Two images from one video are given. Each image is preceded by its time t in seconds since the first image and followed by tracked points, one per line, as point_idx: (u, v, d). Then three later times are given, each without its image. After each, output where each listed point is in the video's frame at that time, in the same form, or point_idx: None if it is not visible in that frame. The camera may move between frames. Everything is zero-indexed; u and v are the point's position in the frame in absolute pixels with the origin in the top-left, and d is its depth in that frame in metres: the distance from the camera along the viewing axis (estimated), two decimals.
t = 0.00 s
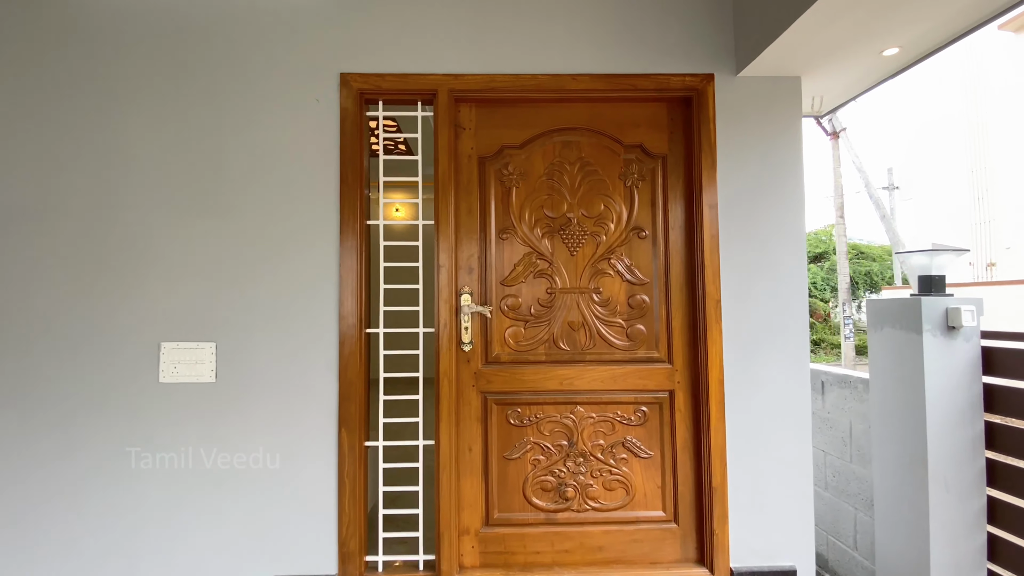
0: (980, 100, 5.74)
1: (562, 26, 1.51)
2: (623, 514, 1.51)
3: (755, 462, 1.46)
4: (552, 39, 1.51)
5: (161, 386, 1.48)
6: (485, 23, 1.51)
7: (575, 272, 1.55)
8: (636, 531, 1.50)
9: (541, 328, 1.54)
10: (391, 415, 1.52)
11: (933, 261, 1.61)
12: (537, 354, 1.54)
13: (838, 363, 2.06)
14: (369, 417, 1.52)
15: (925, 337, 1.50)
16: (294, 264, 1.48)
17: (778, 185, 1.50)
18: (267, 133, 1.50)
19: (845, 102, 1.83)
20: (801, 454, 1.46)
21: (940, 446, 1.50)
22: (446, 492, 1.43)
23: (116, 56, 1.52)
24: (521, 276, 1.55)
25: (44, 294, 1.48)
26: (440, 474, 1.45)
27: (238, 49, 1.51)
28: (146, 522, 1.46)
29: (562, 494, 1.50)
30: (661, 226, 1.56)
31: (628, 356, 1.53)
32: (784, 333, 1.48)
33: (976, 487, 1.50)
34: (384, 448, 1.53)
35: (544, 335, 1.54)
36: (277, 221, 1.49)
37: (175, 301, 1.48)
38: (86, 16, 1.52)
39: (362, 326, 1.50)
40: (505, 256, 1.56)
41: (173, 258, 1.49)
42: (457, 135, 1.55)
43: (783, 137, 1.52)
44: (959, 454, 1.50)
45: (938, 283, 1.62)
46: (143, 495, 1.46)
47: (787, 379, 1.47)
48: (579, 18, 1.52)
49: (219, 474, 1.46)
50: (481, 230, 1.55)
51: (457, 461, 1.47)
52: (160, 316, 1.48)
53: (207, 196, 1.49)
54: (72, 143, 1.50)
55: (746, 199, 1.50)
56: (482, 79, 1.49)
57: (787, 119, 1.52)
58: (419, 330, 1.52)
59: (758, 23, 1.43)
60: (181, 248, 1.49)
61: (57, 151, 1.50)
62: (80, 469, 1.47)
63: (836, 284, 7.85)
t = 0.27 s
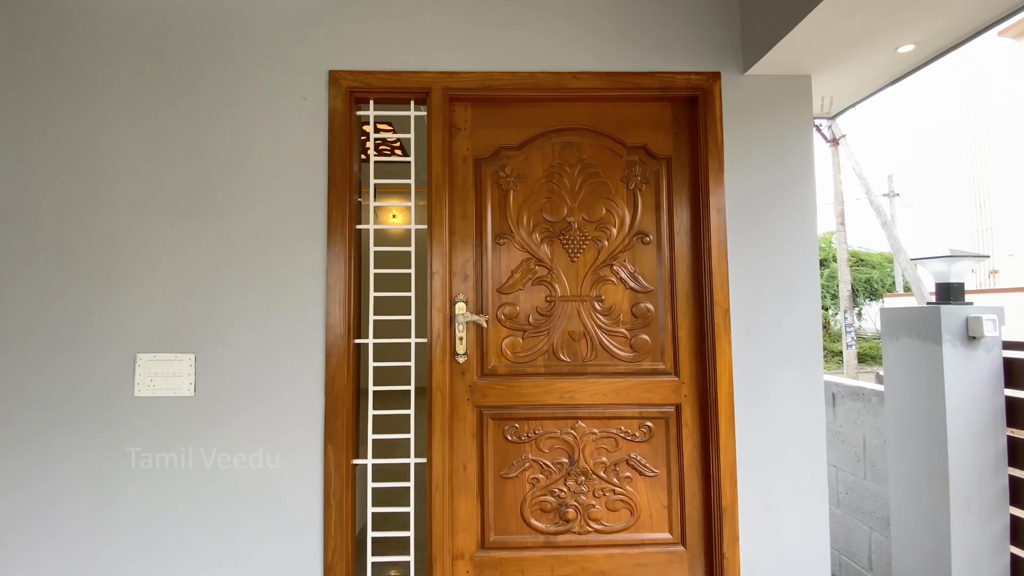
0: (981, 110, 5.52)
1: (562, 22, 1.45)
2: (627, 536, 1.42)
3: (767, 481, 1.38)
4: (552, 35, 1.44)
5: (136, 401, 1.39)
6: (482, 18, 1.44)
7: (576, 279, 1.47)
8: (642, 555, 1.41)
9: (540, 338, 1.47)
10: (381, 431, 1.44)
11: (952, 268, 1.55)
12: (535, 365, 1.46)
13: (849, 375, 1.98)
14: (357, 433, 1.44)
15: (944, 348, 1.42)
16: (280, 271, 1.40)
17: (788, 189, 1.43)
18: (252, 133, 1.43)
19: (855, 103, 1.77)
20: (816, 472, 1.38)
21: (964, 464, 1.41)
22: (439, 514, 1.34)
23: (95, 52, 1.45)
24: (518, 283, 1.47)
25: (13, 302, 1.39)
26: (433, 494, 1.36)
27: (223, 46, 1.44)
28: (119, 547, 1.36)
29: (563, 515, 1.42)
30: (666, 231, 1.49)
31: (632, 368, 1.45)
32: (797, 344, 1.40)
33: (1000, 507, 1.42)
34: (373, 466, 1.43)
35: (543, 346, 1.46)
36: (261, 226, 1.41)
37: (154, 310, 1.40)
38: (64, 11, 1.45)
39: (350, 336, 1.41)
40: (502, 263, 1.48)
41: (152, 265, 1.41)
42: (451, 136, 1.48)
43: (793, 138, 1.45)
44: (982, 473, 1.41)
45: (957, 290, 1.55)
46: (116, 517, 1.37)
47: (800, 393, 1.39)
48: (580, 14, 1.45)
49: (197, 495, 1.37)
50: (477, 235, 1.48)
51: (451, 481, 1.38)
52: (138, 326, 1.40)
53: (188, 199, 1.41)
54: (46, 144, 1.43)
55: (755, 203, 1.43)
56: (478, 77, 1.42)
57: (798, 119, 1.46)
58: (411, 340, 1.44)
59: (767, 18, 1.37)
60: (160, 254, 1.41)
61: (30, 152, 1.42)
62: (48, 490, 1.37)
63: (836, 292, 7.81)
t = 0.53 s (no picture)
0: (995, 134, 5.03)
1: (564, 20, 1.41)
2: (632, 553, 1.36)
3: (778, 495, 1.32)
4: (553, 33, 1.40)
5: (119, 412, 1.33)
6: (481, 15, 1.40)
7: (578, 284, 1.42)
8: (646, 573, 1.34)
9: (540, 345, 1.41)
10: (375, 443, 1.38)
11: (966, 273, 1.50)
12: (536, 374, 1.40)
13: (859, 384, 1.92)
14: (349, 445, 1.38)
15: (960, 356, 1.37)
16: (271, 276, 1.35)
17: (797, 191, 1.39)
18: (242, 133, 1.38)
19: (863, 104, 1.73)
20: (828, 485, 1.32)
21: (983, 477, 1.35)
22: (435, 530, 1.29)
23: (81, 50, 1.40)
24: (518, 288, 1.42)
25: None
26: (428, 508, 1.30)
27: (214, 43, 1.40)
28: (100, 564, 1.30)
29: (564, 531, 1.36)
30: (670, 235, 1.44)
31: (636, 376, 1.40)
32: (807, 352, 1.35)
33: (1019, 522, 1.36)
34: (366, 480, 1.36)
35: (544, 353, 1.41)
36: (252, 229, 1.36)
37: (139, 317, 1.35)
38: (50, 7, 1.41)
39: (343, 344, 1.36)
40: (502, 268, 1.43)
41: (138, 270, 1.35)
42: (449, 136, 1.44)
43: (801, 138, 1.40)
44: (1002, 485, 1.36)
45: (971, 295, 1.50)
46: (97, 534, 1.30)
47: (811, 403, 1.34)
48: (582, 12, 1.41)
49: (182, 510, 1.31)
50: (475, 239, 1.43)
51: (447, 495, 1.33)
52: (122, 333, 1.34)
53: (176, 201, 1.36)
54: (29, 144, 1.38)
55: (763, 206, 1.38)
56: (477, 76, 1.38)
57: (806, 119, 1.41)
58: (407, 347, 1.38)
59: (775, 16, 1.32)
60: (147, 258, 1.35)
61: (12, 152, 1.37)
62: (26, 506, 1.31)
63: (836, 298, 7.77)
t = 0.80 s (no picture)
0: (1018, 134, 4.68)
1: (565, 17, 1.38)
2: (635, 563, 1.32)
3: (786, 504, 1.28)
4: (554, 30, 1.37)
5: (108, 418, 1.29)
6: (480, 12, 1.38)
7: (580, 286, 1.39)
8: None
9: (541, 349, 1.38)
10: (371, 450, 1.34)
11: (977, 275, 1.47)
12: (537, 379, 1.37)
13: (866, 389, 1.89)
14: (345, 452, 1.34)
15: (972, 361, 1.34)
16: (265, 278, 1.32)
17: (804, 192, 1.36)
18: (237, 132, 1.35)
19: (870, 104, 1.70)
20: (837, 493, 1.29)
21: (997, 485, 1.31)
22: (433, 540, 1.25)
23: (71, 47, 1.37)
24: (519, 291, 1.39)
25: None
26: (426, 517, 1.26)
27: (208, 41, 1.37)
28: None
29: (566, 541, 1.32)
30: (674, 236, 1.41)
31: (640, 381, 1.37)
32: (816, 356, 1.31)
33: None
34: (362, 488, 1.32)
35: (545, 358, 1.37)
36: (246, 230, 1.33)
37: (129, 320, 1.31)
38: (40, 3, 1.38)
39: (340, 348, 1.33)
40: (502, 269, 1.40)
41: (128, 272, 1.32)
42: (448, 136, 1.41)
43: (808, 138, 1.37)
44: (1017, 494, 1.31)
45: (982, 298, 1.47)
46: (84, 544, 1.26)
47: (819, 409, 1.30)
48: (583, 8, 1.38)
49: (173, 518, 1.27)
50: (474, 240, 1.40)
51: (446, 504, 1.29)
52: (112, 337, 1.31)
53: (169, 202, 1.33)
54: (17, 144, 1.34)
55: (769, 207, 1.35)
56: (477, 74, 1.35)
57: (813, 117, 1.38)
58: (404, 351, 1.35)
59: (781, 12, 1.30)
60: (138, 260, 1.32)
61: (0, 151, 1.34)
62: (11, 515, 1.27)
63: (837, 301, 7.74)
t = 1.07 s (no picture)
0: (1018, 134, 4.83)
1: (565, 10, 1.36)
2: (637, 563, 1.31)
3: (790, 502, 1.27)
4: (555, 23, 1.36)
5: (103, 416, 1.28)
6: (480, 5, 1.36)
7: (581, 282, 1.37)
8: None
9: (542, 346, 1.36)
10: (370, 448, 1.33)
11: (983, 272, 1.45)
12: (537, 376, 1.35)
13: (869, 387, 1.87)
14: (344, 450, 1.33)
15: (978, 358, 1.32)
16: (262, 274, 1.30)
17: (808, 187, 1.34)
18: (233, 127, 1.33)
19: (874, 99, 1.68)
20: (841, 492, 1.27)
21: (1003, 484, 1.30)
22: (432, 539, 1.23)
23: (66, 42, 1.35)
24: (519, 287, 1.37)
25: None
26: (426, 516, 1.25)
27: (205, 35, 1.35)
28: None
29: (567, 539, 1.31)
30: (677, 232, 1.39)
31: (641, 378, 1.35)
32: (819, 353, 1.30)
33: None
34: (361, 486, 1.30)
35: (545, 355, 1.36)
36: (244, 226, 1.31)
37: (125, 318, 1.30)
38: None
39: (338, 345, 1.31)
40: (502, 266, 1.38)
41: (125, 269, 1.31)
42: (448, 130, 1.39)
43: (811, 133, 1.36)
44: None
45: (987, 294, 1.45)
46: (79, 544, 1.25)
47: (823, 407, 1.29)
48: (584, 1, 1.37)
49: (169, 517, 1.26)
50: (474, 236, 1.38)
51: (445, 503, 1.27)
52: (107, 335, 1.29)
53: (165, 198, 1.32)
54: (11, 139, 1.33)
55: (772, 202, 1.34)
56: (476, 68, 1.34)
57: (816, 112, 1.37)
58: (403, 348, 1.33)
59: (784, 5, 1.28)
60: (134, 256, 1.31)
61: None
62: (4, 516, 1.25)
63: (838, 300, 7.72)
